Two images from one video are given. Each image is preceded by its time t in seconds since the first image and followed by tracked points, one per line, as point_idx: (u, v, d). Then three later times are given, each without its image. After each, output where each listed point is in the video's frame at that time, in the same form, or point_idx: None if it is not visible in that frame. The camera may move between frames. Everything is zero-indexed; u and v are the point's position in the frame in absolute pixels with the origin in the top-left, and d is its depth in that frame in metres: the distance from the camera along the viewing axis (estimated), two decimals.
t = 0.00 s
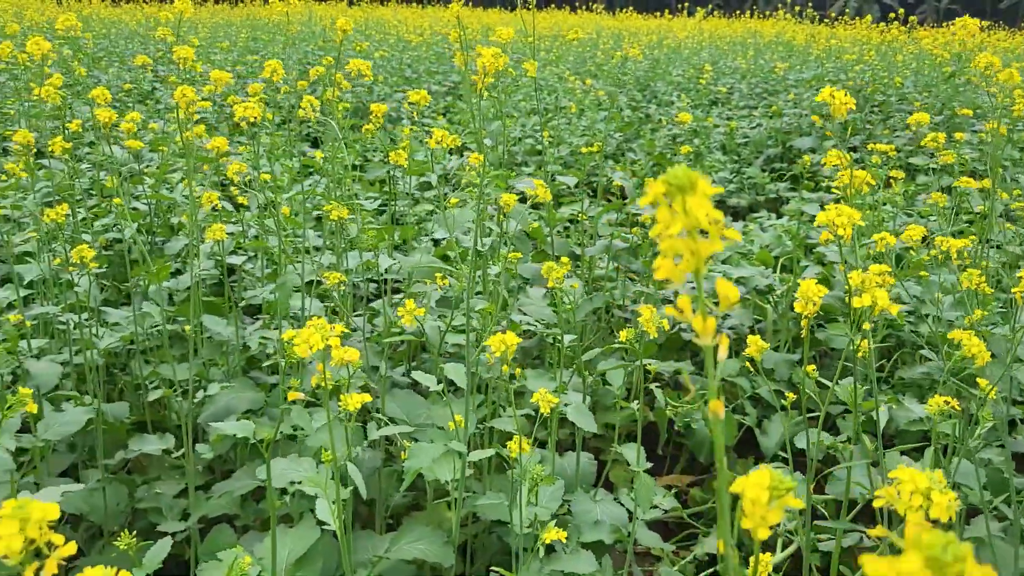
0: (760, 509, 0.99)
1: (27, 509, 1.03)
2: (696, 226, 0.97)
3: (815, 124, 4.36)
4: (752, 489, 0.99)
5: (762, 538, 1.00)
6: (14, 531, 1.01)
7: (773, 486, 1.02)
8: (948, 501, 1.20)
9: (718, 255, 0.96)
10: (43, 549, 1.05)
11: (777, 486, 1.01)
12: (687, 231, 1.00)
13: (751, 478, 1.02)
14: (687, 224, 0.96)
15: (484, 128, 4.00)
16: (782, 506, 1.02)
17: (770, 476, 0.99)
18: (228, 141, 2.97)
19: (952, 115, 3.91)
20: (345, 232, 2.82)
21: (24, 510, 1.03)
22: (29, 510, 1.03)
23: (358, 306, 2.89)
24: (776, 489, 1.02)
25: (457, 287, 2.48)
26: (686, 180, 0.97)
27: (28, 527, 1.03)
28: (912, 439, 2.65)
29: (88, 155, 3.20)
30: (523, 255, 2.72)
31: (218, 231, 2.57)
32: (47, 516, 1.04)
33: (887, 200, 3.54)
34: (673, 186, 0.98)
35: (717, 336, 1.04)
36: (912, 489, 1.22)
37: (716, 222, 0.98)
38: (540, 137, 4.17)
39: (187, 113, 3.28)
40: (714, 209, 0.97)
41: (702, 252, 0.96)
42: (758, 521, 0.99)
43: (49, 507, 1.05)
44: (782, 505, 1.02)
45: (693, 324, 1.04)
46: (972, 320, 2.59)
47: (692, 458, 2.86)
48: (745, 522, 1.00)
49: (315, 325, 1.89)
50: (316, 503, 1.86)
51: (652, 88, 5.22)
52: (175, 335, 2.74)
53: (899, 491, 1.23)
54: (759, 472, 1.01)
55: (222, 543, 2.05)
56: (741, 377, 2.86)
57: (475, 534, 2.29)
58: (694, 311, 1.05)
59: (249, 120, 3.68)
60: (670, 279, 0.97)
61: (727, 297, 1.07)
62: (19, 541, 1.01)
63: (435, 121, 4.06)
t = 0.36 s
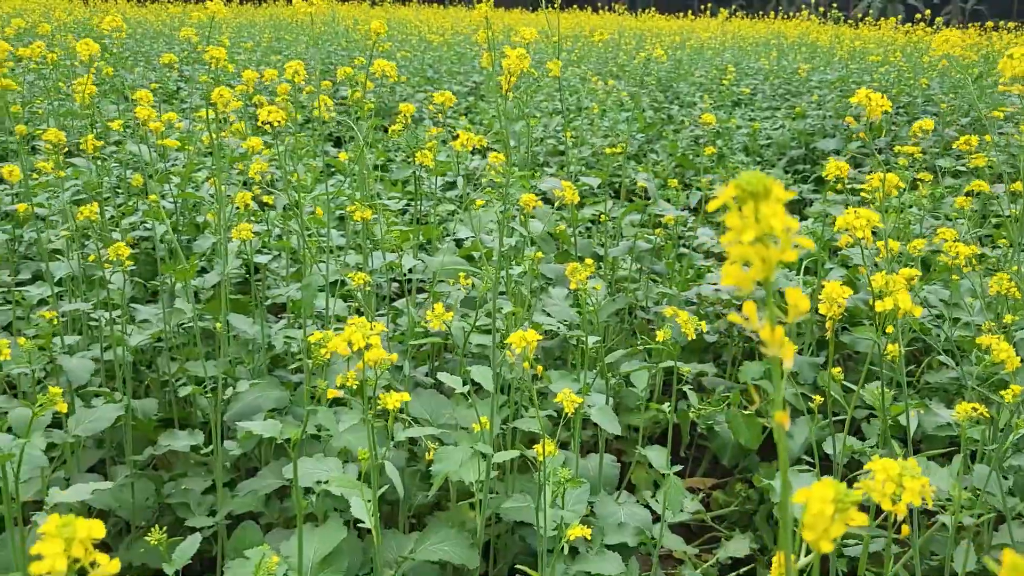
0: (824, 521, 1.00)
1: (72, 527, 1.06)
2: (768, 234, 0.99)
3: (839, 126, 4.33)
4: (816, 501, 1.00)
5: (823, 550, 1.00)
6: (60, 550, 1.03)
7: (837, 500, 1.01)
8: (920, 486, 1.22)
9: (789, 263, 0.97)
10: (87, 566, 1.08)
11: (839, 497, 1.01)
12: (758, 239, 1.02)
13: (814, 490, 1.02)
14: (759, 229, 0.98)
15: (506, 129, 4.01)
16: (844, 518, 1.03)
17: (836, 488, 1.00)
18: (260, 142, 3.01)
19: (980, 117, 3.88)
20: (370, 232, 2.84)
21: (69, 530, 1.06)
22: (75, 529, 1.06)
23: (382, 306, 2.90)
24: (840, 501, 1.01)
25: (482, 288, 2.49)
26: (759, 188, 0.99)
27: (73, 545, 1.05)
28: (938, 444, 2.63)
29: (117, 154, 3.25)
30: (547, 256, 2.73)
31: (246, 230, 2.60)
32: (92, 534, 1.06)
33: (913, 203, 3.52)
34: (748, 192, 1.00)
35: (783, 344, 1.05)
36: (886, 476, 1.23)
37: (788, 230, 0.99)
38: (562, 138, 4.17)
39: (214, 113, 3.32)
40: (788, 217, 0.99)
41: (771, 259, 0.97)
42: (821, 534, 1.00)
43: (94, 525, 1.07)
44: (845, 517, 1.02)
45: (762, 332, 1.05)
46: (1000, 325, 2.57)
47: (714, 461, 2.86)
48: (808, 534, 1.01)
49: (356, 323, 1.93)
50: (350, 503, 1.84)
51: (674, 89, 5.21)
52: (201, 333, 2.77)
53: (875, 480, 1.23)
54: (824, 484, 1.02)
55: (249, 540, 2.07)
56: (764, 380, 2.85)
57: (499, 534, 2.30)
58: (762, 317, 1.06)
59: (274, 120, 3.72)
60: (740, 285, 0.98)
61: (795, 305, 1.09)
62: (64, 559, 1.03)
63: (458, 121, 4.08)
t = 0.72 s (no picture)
0: (833, 496, 1.03)
1: (126, 497, 1.07)
2: (772, 219, 1.00)
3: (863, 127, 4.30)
4: (827, 476, 1.02)
5: (835, 525, 1.03)
6: (113, 517, 1.05)
7: (846, 476, 1.03)
8: None
9: (794, 247, 0.99)
10: (138, 536, 1.08)
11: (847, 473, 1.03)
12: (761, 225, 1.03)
13: (825, 465, 1.03)
14: (763, 216, 0.99)
15: (527, 128, 4.00)
16: (855, 494, 1.04)
17: (844, 464, 1.02)
18: (285, 141, 3.03)
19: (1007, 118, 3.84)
20: (391, 231, 2.85)
21: (121, 499, 1.07)
22: (127, 499, 1.06)
23: (404, 303, 2.91)
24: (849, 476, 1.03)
25: (504, 287, 2.48)
26: (762, 175, 1.00)
27: (125, 515, 1.06)
28: (964, 447, 2.59)
29: (142, 153, 3.27)
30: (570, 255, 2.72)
31: (270, 228, 2.61)
32: (144, 504, 1.07)
33: (939, 204, 3.48)
34: (750, 180, 1.01)
35: (788, 325, 1.04)
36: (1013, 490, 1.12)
37: (790, 216, 1.01)
38: (582, 138, 4.16)
39: (238, 112, 3.34)
40: (789, 203, 1.00)
41: (775, 244, 0.99)
42: (831, 509, 1.03)
43: (145, 495, 1.08)
44: (853, 492, 1.03)
45: (767, 313, 1.04)
46: None
47: (736, 462, 2.83)
48: (819, 509, 1.04)
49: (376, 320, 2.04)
50: (374, 500, 1.85)
51: (695, 89, 5.18)
52: (224, 330, 2.78)
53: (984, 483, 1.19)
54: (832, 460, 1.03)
55: (272, 537, 2.08)
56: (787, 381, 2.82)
57: (519, 533, 2.29)
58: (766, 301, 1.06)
59: (296, 119, 3.73)
60: (747, 270, 0.99)
61: (800, 288, 1.06)
62: (117, 528, 1.05)
63: (478, 121, 4.07)
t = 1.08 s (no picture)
0: (830, 526, 0.99)
1: (90, 493, 1.07)
2: (770, 237, 0.97)
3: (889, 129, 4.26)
4: (820, 506, 0.99)
5: (833, 556, 1.00)
6: (80, 513, 1.06)
7: (842, 503, 0.99)
8: (1018, 510, 1.14)
9: (794, 267, 0.96)
10: (111, 529, 1.09)
11: (843, 502, 0.99)
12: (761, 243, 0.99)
13: (819, 493, 1.00)
14: (761, 235, 0.96)
15: (550, 130, 4.00)
16: (854, 523, 1.00)
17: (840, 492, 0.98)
18: (313, 142, 3.05)
19: None
20: (415, 232, 2.86)
21: (88, 493, 1.07)
22: (92, 493, 1.07)
23: (427, 304, 2.92)
24: (845, 505, 0.98)
25: (528, 289, 2.48)
26: (759, 191, 0.97)
27: (91, 509, 1.07)
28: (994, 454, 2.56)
29: (170, 153, 3.31)
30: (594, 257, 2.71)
31: (295, 229, 2.63)
32: (109, 498, 1.08)
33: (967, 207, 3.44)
34: (746, 198, 0.98)
35: (789, 348, 1.01)
36: (978, 499, 1.16)
37: (789, 234, 0.97)
38: (605, 139, 4.15)
39: (264, 114, 3.37)
40: (789, 221, 0.97)
41: (775, 263, 0.96)
42: (829, 539, 1.00)
43: (111, 489, 1.08)
44: (851, 521, 0.99)
45: (765, 336, 1.01)
46: None
47: (759, 465, 2.81)
48: (816, 538, 1.01)
49: (427, 323, 2.02)
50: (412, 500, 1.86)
51: (719, 91, 5.16)
52: (249, 330, 2.80)
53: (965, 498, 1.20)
54: (828, 487, 1.00)
55: (296, 536, 2.09)
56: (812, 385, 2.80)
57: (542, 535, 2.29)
58: (765, 321, 1.02)
59: (321, 120, 3.76)
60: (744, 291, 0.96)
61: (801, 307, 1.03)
62: (84, 522, 1.06)
63: (501, 123, 4.08)
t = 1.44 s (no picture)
0: (880, 518, 1.02)
1: (172, 508, 1.03)
2: (834, 231, 0.98)
3: (911, 131, 4.24)
4: (873, 497, 1.02)
5: (882, 546, 1.03)
6: (160, 529, 1.01)
7: (893, 495, 1.02)
8: None
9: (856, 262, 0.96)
10: (186, 544, 1.05)
11: (895, 493, 1.02)
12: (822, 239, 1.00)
13: (871, 486, 1.03)
14: (824, 228, 0.97)
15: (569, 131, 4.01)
16: (902, 514, 1.03)
17: (893, 484, 1.01)
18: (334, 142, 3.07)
19: None
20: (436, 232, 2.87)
21: (167, 509, 1.03)
22: (173, 510, 1.02)
23: (447, 304, 2.93)
24: (896, 496, 1.02)
25: (548, 289, 2.49)
26: (825, 186, 0.97)
27: (172, 524, 1.03)
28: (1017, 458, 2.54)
29: (193, 152, 3.34)
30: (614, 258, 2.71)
31: (317, 228, 2.65)
32: (190, 513, 1.04)
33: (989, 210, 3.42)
34: (811, 192, 0.99)
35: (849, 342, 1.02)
36: (993, 486, 1.23)
37: (854, 229, 0.98)
38: (625, 140, 4.15)
39: (286, 113, 3.39)
40: (853, 216, 0.97)
41: (837, 257, 0.96)
42: (879, 530, 1.03)
43: (192, 504, 1.04)
44: (901, 513, 1.03)
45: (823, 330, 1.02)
46: None
47: (779, 468, 2.81)
48: (865, 529, 1.03)
49: (435, 319, 2.04)
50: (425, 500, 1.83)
51: (738, 91, 5.14)
52: (271, 328, 2.82)
53: (982, 489, 1.25)
54: (879, 480, 1.03)
55: (319, 533, 2.11)
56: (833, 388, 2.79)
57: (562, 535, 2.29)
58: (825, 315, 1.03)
59: (342, 120, 3.78)
60: (806, 284, 0.96)
61: (862, 303, 1.04)
62: (164, 538, 1.01)
63: (521, 123, 4.09)
